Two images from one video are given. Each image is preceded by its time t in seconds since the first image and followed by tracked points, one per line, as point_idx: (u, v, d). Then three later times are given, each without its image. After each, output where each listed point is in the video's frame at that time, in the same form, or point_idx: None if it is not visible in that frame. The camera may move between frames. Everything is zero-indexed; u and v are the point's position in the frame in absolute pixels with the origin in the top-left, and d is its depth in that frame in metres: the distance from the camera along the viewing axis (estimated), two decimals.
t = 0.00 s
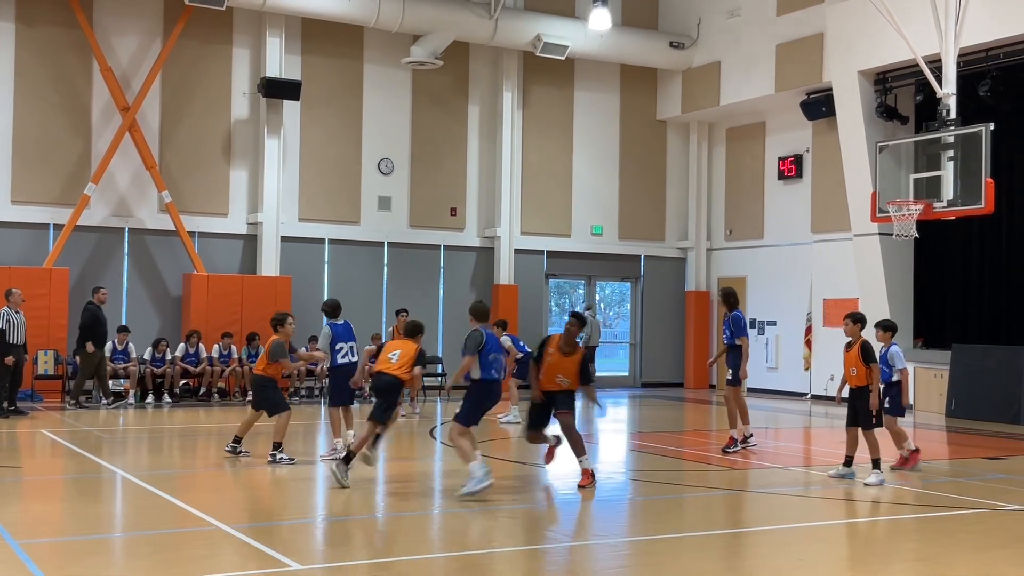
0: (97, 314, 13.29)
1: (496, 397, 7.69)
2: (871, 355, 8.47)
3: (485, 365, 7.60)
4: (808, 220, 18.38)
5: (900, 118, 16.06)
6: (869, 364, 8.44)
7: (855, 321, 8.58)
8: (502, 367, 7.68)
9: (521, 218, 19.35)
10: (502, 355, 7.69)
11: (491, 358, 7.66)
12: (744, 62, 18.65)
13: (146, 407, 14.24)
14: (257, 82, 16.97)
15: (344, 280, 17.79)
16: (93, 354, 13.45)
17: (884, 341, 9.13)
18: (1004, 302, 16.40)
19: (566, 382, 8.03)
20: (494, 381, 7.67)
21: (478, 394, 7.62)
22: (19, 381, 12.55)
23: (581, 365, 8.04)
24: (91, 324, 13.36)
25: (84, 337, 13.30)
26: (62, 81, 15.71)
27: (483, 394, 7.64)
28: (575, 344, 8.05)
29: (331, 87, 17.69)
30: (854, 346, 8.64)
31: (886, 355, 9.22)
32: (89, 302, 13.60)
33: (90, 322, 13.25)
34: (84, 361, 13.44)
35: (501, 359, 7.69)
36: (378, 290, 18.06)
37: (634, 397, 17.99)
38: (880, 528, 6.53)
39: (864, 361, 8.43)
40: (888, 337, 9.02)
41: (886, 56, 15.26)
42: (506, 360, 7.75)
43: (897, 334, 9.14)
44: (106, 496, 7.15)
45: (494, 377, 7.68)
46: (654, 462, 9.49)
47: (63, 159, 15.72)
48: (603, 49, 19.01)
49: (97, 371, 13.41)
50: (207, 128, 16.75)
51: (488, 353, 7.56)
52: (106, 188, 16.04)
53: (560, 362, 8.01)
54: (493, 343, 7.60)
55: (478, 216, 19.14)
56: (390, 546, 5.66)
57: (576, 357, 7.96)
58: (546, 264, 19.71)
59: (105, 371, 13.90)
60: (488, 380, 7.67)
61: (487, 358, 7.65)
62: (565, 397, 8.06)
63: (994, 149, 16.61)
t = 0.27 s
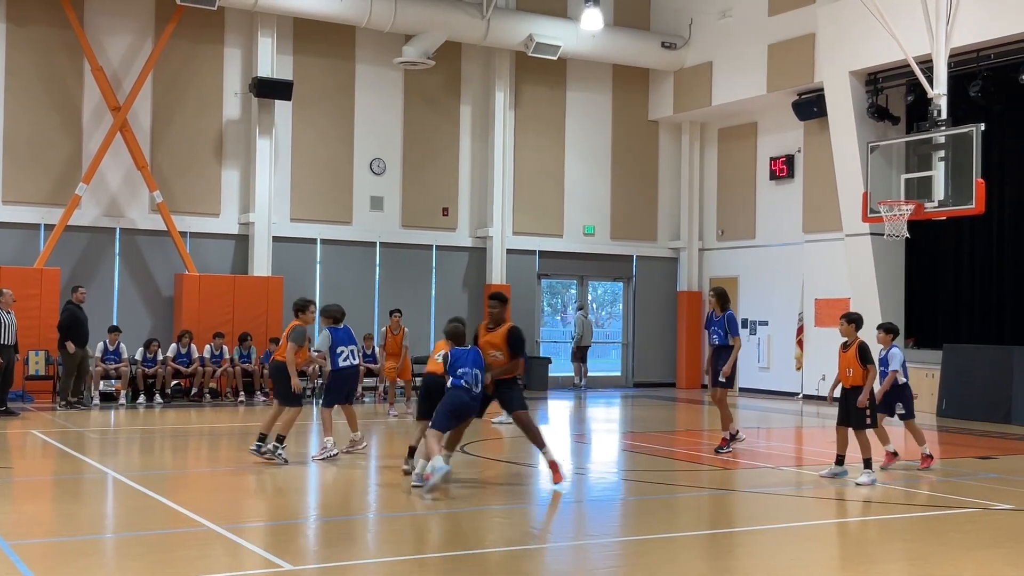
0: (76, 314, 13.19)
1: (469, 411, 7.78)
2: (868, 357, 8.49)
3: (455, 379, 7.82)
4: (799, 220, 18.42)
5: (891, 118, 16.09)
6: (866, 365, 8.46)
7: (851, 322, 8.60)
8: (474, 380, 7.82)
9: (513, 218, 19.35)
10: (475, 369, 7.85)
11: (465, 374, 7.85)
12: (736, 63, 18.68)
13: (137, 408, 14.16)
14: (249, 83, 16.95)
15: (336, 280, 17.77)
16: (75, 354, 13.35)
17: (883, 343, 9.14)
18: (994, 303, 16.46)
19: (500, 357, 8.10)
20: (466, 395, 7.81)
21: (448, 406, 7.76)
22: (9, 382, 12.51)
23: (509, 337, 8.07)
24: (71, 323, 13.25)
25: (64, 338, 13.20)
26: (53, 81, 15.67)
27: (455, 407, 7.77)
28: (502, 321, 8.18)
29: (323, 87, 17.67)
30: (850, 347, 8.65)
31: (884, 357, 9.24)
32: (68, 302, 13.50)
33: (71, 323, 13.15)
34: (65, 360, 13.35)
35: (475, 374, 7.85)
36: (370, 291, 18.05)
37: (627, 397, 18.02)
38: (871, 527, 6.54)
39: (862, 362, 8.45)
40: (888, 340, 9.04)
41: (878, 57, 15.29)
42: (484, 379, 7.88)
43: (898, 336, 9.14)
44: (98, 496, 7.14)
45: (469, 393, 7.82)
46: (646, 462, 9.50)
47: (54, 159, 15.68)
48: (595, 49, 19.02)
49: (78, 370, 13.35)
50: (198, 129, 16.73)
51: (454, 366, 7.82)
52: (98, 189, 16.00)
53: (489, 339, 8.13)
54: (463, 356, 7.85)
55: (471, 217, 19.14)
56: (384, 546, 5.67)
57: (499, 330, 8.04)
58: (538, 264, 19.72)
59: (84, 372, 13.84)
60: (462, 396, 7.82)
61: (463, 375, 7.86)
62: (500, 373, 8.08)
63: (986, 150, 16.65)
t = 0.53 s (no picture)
0: (59, 315, 13.13)
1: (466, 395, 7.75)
2: (853, 355, 8.50)
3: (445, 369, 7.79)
4: (791, 219, 18.45)
5: (882, 118, 16.13)
6: (850, 364, 8.48)
7: (838, 321, 8.61)
8: (463, 364, 7.80)
9: (505, 218, 19.35)
10: (461, 354, 7.83)
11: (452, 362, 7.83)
12: (728, 63, 18.70)
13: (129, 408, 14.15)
14: (240, 82, 16.92)
15: (328, 280, 17.75)
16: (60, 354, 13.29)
17: (869, 343, 9.17)
18: (985, 303, 16.51)
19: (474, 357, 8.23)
20: (460, 381, 7.78)
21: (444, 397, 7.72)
22: None
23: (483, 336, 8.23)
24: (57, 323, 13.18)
25: (49, 340, 13.14)
26: (44, 81, 15.62)
27: (450, 396, 7.74)
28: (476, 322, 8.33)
29: (315, 86, 17.65)
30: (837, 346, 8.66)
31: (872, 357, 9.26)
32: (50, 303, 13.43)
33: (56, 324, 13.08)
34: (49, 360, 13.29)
35: (462, 359, 7.83)
36: (362, 290, 18.03)
37: (619, 396, 18.03)
38: (862, 526, 6.56)
39: (845, 361, 8.46)
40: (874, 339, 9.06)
41: (869, 57, 15.32)
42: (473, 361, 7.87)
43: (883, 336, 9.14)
44: (89, 497, 7.13)
45: (462, 378, 7.79)
46: (637, 461, 9.50)
47: (45, 158, 15.64)
48: (587, 49, 19.03)
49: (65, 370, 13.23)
50: (190, 128, 16.69)
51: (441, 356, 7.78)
52: (89, 188, 15.97)
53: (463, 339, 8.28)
54: (446, 345, 7.83)
55: (463, 216, 19.13)
56: (376, 546, 5.66)
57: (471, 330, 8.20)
58: (530, 264, 19.72)
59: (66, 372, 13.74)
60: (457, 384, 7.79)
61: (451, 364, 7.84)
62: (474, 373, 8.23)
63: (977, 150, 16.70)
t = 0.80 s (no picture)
0: (43, 314, 13.07)
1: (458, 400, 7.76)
2: (840, 353, 8.52)
3: (438, 370, 7.80)
4: (783, 220, 18.49)
5: (874, 118, 16.16)
6: (838, 363, 8.49)
7: (825, 320, 8.62)
8: (455, 368, 7.78)
9: (498, 218, 19.35)
10: (455, 357, 7.82)
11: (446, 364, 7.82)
12: (720, 63, 18.72)
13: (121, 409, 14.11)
14: (232, 82, 16.89)
15: (320, 280, 17.73)
16: (42, 353, 13.22)
17: (849, 341, 9.23)
18: (976, 303, 16.56)
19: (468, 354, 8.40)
20: (451, 383, 7.78)
21: (434, 398, 7.73)
22: None
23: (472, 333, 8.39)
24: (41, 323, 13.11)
25: (34, 340, 13.07)
26: (35, 81, 15.58)
27: (442, 399, 7.75)
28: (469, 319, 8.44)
29: (307, 86, 17.63)
30: (823, 343, 8.67)
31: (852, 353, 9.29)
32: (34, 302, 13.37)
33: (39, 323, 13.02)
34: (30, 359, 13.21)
35: (455, 362, 7.82)
36: (355, 290, 18.01)
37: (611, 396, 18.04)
38: (854, 526, 6.57)
39: (833, 358, 8.47)
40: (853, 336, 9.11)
41: (861, 57, 15.35)
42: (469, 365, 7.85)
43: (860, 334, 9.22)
44: (81, 497, 7.11)
45: (454, 381, 7.79)
46: (630, 461, 9.50)
47: (36, 158, 15.60)
48: (580, 49, 19.04)
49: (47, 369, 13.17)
50: (182, 128, 16.66)
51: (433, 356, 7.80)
52: (81, 188, 15.93)
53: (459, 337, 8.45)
54: (443, 346, 7.84)
55: (455, 216, 19.12)
56: (368, 546, 5.66)
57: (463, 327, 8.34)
58: (523, 264, 19.73)
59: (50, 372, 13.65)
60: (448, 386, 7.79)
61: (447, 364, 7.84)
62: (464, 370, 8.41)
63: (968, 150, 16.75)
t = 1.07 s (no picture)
0: (28, 313, 13.12)
1: (478, 386, 7.87)
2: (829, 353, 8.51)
3: (464, 357, 8.01)
4: (774, 218, 18.52)
5: (865, 117, 16.20)
6: (827, 363, 8.48)
7: (814, 319, 8.60)
8: (476, 355, 7.93)
9: (490, 217, 19.35)
10: (479, 345, 7.96)
11: (472, 352, 8.00)
12: (711, 62, 18.74)
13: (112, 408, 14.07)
14: (223, 81, 16.86)
15: (311, 278, 17.71)
16: (26, 352, 13.24)
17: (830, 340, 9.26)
18: (967, 301, 16.61)
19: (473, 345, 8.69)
20: (474, 370, 7.94)
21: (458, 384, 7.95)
22: None
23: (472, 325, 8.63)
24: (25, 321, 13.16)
25: (17, 337, 13.11)
26: (25, 79, 15.53)
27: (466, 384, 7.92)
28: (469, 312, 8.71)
29: (298, 85, 17.60)
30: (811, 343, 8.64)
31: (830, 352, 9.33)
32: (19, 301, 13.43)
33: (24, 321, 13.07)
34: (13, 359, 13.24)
35: (479, 350, 7.96)
36: (346, 289, 18.00)
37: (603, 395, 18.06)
38: (846, 524, 6.58)
39: (822, 358, 8.44)
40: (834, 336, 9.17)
41: (851, 56, 15.38)
42: (493, 354, 7.95)
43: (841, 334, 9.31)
44: (72, 497, 7.09)
45: (478, 368, 7.95)
46: (621, 460, 9.51)
47: (26, 157, 15.55)
48: (571, 48, 19.04)
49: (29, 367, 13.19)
50: (173, 127, 16.62)
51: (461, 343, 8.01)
52: (71, 187, 15.89)
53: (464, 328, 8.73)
54: (471, 334, 8.04)
55: (447, 215, 19.12)
56: (360, 545, 5.64)
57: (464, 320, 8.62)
58: (514, 262, 19.73)
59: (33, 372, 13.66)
60: (472, 373, 7.96)
61: (475, 351, 8.04)
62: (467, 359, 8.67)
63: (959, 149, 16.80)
